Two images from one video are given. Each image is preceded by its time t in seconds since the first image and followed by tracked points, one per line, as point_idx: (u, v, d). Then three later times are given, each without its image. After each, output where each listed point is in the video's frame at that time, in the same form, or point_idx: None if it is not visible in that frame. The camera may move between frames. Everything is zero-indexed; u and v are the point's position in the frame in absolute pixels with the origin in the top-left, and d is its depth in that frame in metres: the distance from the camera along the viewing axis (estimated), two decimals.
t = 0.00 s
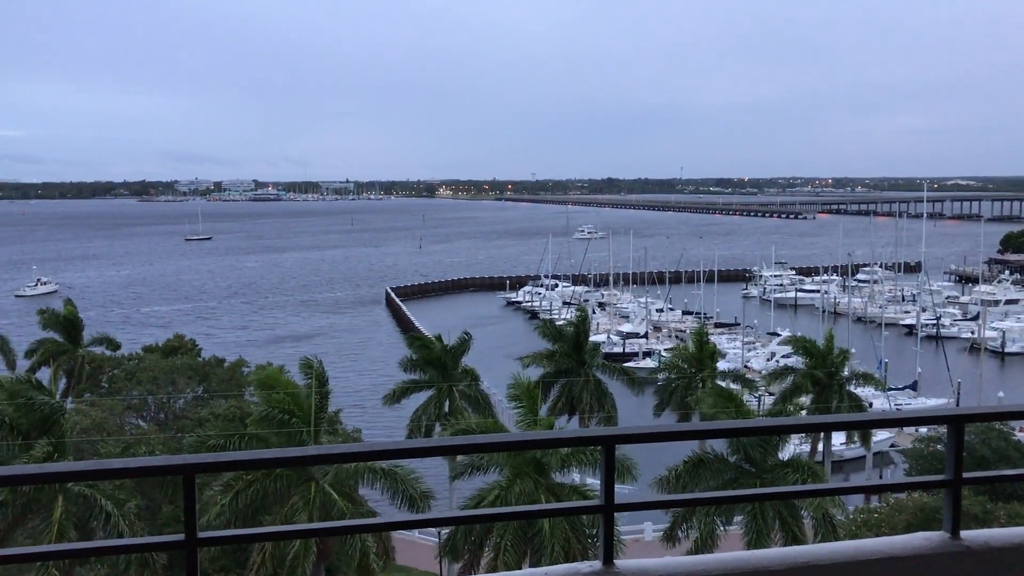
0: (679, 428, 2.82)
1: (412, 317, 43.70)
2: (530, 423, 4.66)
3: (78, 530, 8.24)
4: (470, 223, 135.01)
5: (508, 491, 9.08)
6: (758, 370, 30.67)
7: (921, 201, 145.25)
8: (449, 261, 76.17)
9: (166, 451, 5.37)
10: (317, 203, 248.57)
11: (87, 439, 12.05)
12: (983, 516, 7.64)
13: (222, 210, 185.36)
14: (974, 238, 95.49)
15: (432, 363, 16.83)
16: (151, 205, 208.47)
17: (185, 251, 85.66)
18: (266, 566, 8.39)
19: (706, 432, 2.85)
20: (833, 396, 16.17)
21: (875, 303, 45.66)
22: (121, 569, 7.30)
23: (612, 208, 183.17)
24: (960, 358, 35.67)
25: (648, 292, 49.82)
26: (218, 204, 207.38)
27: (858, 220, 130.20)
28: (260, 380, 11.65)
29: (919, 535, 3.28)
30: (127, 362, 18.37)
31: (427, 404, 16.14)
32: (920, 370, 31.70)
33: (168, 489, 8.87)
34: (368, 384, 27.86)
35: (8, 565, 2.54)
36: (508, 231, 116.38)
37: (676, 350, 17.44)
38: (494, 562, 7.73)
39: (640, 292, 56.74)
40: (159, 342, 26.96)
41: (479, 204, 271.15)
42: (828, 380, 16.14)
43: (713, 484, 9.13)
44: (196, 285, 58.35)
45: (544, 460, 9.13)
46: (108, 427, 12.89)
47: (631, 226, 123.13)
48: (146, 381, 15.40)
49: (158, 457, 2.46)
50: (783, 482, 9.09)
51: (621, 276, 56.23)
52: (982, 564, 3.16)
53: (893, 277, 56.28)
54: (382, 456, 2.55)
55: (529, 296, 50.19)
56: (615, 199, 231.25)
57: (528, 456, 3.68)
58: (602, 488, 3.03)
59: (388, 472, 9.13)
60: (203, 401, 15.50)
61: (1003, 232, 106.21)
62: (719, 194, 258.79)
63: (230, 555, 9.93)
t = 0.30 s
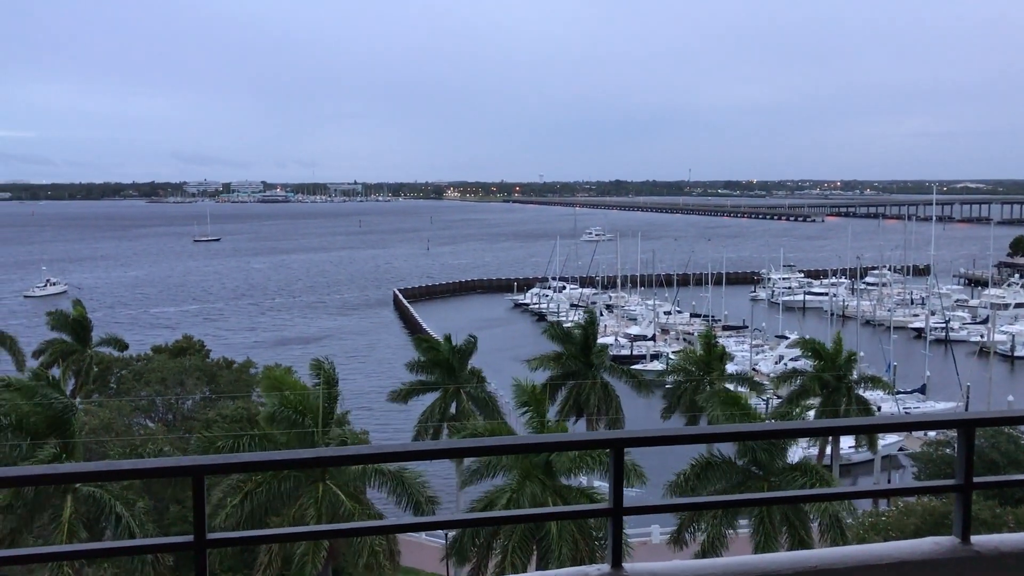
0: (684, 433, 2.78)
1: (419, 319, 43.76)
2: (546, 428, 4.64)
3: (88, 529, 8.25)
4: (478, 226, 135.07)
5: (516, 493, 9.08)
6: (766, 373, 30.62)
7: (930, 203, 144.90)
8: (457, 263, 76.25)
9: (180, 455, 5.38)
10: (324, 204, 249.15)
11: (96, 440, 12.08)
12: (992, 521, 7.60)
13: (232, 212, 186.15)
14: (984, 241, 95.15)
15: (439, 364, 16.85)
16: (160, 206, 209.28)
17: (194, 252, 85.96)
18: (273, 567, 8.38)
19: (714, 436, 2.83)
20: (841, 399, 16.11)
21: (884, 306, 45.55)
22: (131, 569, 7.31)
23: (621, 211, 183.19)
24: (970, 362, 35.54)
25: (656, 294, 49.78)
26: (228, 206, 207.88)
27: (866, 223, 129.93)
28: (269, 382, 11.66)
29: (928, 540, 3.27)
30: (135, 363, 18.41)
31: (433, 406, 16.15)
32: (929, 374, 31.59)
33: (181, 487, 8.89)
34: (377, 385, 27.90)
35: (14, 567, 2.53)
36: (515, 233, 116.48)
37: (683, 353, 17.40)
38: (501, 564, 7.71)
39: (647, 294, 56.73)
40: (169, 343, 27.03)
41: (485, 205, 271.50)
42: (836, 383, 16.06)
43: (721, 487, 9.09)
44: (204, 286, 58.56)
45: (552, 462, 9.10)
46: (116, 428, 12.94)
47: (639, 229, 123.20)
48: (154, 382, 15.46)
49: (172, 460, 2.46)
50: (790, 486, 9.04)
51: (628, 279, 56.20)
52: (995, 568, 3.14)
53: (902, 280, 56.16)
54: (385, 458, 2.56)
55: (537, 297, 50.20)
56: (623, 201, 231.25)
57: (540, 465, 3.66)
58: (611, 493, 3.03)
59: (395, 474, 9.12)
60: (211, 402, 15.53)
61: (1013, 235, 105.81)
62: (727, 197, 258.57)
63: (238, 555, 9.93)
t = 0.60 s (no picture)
0: (689, 434, 2.77)
1: (425, 319, 43.82)
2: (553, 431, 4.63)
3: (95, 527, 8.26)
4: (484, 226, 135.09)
5: (521, 493, 9.06)
6: (772, 375, 30.59)
7: (937, 205, 144.58)
8: (462, 263, 76.32)
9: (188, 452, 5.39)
10: (330, 204, 249.45)
11: (103, 439, 12.12)
12: (997, 524, 7.58)
13: (238, 211, 186.60)
14: (991, 244, 94.91)
15: (445, 364, 16.86)
16: (167, 206, 209.74)
17: (200, 251, 86.12)
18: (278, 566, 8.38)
19: (720, 438, 2.82)
20: (847, 401, 16.08)
21: (890, 309, 45.46)
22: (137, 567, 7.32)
23: (627, 211, 182.98)
24: (976, 364, 35.47)
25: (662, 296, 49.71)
26: (235, 206, 208.31)
27: (873, 225, 129.77)
28: (274, 381, 11.66)
29: (935, 543, 3.25)
30: (141, 361, 18.45)
31: (438, 405, 16.16)
32: (936, 377, 31.53)
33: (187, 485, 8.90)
34: (383, 385, 27.95)
35: (19, 565, 2.54)
36: (521, 234, 116.48)
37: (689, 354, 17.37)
38: (507, 564, 7.68)
39: (653, 295, 56.74)
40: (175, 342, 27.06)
41: (491, 205, 271.63)
42: (841, 386, 16.02)
43: (728, 488, 9.05)
44: (211, 286, 58.68)
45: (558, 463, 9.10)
46: (122, 426, 12.94)
47: (645, 230, 123.23)
48: (160, 380, 15.50)
49: (178, 459, 2.47)
50: (796, 488, 9.01)
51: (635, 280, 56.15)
52: (1004, 572, 3.13)
53: (909, 282, 56.06)
54: (388, 458, 2.56)
55: (543, 298, 50.18)
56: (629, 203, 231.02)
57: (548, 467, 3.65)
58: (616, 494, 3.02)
59: (400, 474, 9.12)
60: (216, 401, 15.55)
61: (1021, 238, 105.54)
62: (732, 198, 258.37)
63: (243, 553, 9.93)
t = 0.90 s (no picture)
0: (694, 433, 2.76)
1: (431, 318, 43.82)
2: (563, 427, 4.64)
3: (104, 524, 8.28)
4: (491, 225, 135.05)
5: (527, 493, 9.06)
6: (778, 377, 30.55)
7: (945, 208, 144.16)
8: (469, 263, 76.30)
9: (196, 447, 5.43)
10: (337, 203, 249.64)
11: (110, 435, 12.14)
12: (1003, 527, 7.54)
13: (248, 210, 187.09)
14: (1000, 247, 94.58)
15: (451, 364, 16.86)
16: (175, 204, 210.14)
17: (207, 249, 86.24)
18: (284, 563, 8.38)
19: (727, 438, 2.81)
20: (854, 404, 16.03)
21: (898, 311, 45.35)
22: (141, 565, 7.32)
23: (634, 211, 182.66)
24: (984, 367, 35.36)
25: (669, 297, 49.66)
26: (243, 205, 208.62)
27: (881, 227, 129.45)
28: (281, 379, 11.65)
29: (943, 546, 3.23)
30: (148, 359, 18.48)
31: (444, 405, 16.15)
32: (943, 379, 31.45)
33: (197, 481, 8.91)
34: (390, 384, 27.97)
35: (25, 562, 2.56)
36: (528, 234, 116.38)
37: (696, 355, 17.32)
38: (512, 564, 7.68)
39: (659, 296, 56.70)
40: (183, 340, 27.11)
41: (497, 205, 271.51)
42: (848, 388, 15.99)
43: (733, 490, 9.03)
44: (218, 284, 58.75)
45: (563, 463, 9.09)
46: (129, 423, 12.95)
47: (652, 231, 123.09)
48: (167, 378, 15.52)
49: (181, 457, 2.47)
50: (802, 489, 8.98)
51: (641, 281, 56.07)
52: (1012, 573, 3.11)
53: (916, 284, 55.91)
54: (392, 457, 2.56)
55: (549, 298, 50.13)
56: (635, 203, 230.72)
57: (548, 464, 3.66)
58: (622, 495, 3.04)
59: (406, 474, 9.10)
60: (223, 399, 15.57)
61: None
62: (739, 199, 257.82)
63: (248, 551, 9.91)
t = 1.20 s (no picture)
0: (706, 435, 2.79)
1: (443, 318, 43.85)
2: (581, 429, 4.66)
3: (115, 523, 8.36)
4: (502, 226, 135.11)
5: (538, 494, 9.07)
6: (789, 378, 30.50)
7: (958, 210, 143.39)
8: (480, 263, 76.30)
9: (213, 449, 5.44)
10: (347, 203, 250.21)
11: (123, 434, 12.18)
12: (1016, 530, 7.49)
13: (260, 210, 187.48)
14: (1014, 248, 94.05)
15: (461, 363, 16.89)
16: (188, 203, 211.05)
17: (219, 249, 86.56)
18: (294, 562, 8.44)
19: (740, 441, 2.82)
20: (865, 405, 15.96)
21: (910, 312, 45.16)
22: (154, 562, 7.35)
23: (646, 211, 182.41)
24: (998, 370, 35.21)
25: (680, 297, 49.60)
26: (255, 204, 209.22)
27: (894, 228, 128.87)
28: (293, 379, 11.70)
29: (958, 550, 3.23)
30: (162, 357, 18.53)
31: (455, 405, 16.15)
32: (956, 381, 31.33)
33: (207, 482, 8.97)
34: (402, 384, 28.01)
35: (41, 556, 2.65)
36: (539, 234, 116.30)
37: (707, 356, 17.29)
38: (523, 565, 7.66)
39: (671, 296, 56.62)
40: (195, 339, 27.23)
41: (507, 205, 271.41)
42: (859, 390, 15.94)
43: (743, 491, 9.00)
44: (230, 283, 58.90)
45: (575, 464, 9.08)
46: (142, 421, 13.00)
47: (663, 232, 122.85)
48: (180, 377, 15.59)
49: (193, 455, 2.50)
50: (813, 491, 8.92)
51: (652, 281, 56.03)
52: None
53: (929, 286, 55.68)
54: (401, 456, 2.56)
55: (560, 298, 50.13)
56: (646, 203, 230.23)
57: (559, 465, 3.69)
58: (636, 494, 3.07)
59: (417, 473, 9.12)
60: (235, 397, 15.62)
61: None
62: (749, 199, 256.92)
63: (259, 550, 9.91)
